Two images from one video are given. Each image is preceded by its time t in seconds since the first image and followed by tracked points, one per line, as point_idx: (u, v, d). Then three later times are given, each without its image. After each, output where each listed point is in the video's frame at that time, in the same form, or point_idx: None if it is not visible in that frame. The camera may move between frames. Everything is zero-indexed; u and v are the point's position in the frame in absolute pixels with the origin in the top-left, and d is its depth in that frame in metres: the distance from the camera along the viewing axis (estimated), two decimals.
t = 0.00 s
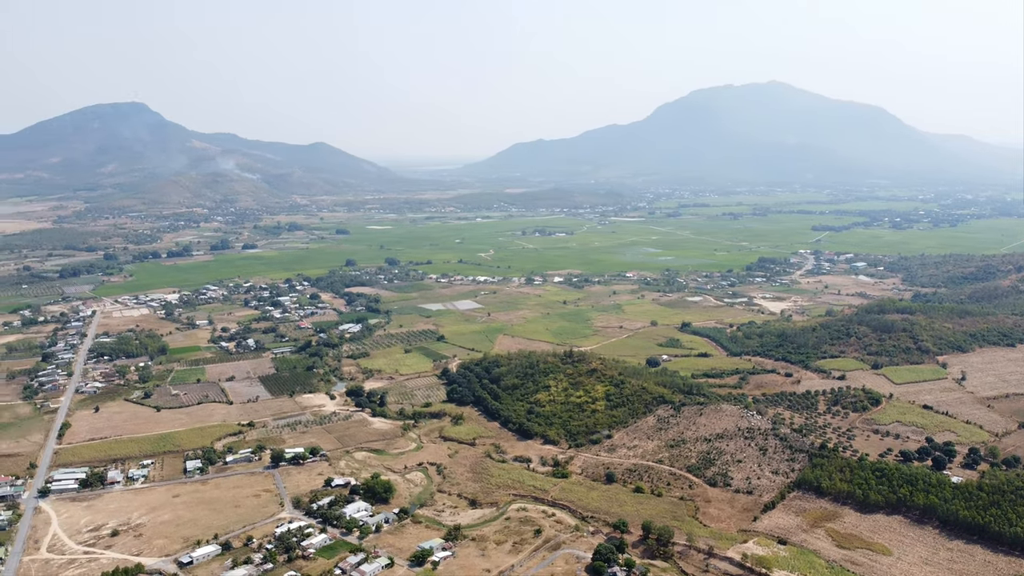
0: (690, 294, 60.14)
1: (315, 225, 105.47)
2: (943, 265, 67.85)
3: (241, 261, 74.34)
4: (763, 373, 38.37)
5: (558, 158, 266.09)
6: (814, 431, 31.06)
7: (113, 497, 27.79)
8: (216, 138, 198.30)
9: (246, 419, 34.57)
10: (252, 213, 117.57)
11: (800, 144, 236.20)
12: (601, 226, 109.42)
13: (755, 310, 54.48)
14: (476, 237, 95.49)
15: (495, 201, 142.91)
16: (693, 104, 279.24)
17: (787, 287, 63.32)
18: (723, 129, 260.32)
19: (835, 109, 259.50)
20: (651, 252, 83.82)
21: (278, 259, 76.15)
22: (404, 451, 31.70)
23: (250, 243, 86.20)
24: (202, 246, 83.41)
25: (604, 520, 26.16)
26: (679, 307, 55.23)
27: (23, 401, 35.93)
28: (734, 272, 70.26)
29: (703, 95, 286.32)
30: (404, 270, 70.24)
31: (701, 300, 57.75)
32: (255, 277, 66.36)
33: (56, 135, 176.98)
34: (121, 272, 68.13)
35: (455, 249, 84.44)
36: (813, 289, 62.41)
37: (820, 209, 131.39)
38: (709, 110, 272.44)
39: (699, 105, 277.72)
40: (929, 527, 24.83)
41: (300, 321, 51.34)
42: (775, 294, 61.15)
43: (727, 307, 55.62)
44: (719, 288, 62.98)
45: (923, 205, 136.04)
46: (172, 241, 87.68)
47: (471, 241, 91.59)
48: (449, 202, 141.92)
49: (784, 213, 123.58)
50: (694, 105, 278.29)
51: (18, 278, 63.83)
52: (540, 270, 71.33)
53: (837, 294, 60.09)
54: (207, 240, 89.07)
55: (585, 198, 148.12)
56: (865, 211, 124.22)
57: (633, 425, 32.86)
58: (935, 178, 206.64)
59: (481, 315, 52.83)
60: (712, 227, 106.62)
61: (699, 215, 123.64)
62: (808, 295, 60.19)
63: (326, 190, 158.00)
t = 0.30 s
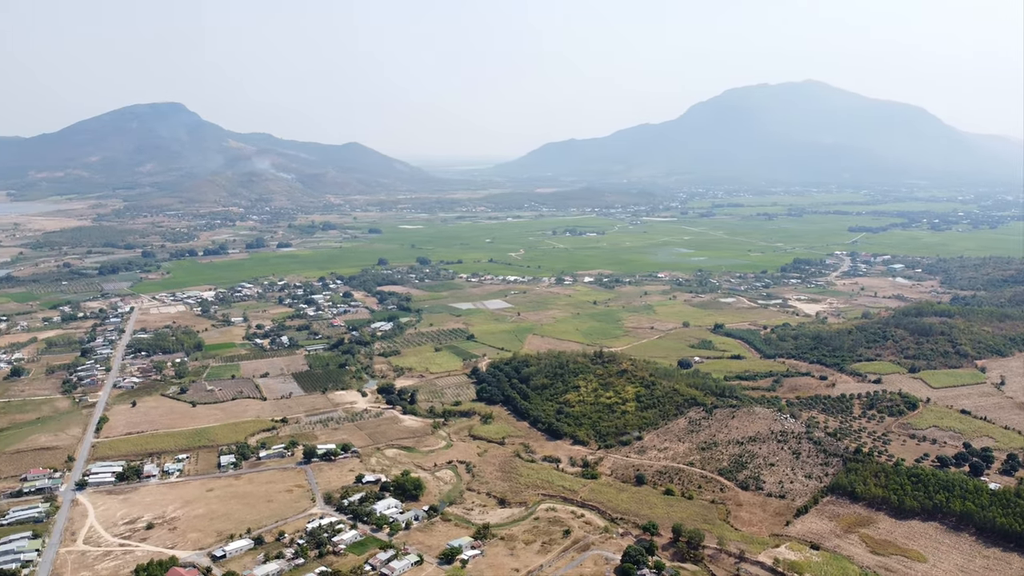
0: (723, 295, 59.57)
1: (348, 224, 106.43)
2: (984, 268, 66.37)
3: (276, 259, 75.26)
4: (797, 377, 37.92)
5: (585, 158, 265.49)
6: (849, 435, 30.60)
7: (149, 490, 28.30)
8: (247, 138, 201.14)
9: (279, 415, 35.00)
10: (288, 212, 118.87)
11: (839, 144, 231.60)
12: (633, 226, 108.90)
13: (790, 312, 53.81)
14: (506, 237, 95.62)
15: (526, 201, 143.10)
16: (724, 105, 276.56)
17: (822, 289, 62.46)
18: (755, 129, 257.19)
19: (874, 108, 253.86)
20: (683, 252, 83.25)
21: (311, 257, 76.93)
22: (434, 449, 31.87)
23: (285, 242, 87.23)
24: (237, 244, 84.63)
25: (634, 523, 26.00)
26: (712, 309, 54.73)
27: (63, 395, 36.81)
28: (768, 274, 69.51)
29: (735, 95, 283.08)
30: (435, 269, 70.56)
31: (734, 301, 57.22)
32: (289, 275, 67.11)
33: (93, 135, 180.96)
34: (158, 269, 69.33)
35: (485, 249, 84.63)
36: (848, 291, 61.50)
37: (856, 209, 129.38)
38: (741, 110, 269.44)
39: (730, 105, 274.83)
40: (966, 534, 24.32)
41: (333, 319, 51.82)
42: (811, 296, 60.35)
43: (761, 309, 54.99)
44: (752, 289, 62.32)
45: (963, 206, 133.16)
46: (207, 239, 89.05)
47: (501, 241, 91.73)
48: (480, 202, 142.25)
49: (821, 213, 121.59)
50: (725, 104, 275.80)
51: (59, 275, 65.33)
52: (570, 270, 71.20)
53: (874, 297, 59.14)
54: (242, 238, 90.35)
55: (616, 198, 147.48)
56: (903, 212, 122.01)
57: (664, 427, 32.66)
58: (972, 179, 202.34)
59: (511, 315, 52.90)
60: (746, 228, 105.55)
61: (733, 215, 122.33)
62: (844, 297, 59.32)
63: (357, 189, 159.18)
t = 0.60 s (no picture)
0: (756, 297, 58.97)
1: (380, 224, 107.32)
2: None
3: (309, 258, 76.15)
4: (832, 380, 37.43)
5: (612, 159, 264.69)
6: (884, 440, 30.12)
7: (184, 484, 28.81)
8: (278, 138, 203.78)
9: (312, 412, 35.43)
10: (323, 211, 120.02)
11: (878, 144, 227.47)
12: (665, 226, 108.27)
13: (825, 314, 53.10)
14: (536, 236, 95.71)
15: (558, 201, 143.16)
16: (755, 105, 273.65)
17: (858, 291, 61.53)
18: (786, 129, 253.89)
19: (912, 108, 248.55)
20: (716, 253, 82.56)
21: (344, 256, 77.68)
22: (463, 447, 32.01)
23: (318, 241, 88.23)
24: (271, 243, 85.79)
25: (664, 525, 25.85)
26: (745, 310, 54.19)
27: (101, 390, 37.64)
28: (803, 275, 68.66)
29: (766, 95, 279.76)
30: (465, 269, 70.81)
31: (768, 303, 56.62)
32: (322, 274, 67.83)
33: (128, 136, 184.66)
34: (194, 267, 70.52)
35: (515, 249, 84.79)
36: (885, 293, 60.51)
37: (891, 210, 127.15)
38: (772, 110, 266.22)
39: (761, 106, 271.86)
40: (1004, 542, 23.77)
41: (365, 317, 52.30)
42: (846, 298, 59.47)
43: (795, 311, 54.33)
44: (786, 291, 61.61)
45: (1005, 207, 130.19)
46: (243, 238, 90.34)
47: (531, 241, 91.82)
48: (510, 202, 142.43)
49: (857, 215, 119.67)
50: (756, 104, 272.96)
51: (98, 272, 66.76)
52: (600, 270, 71.00)
53: (911, 299, 58.09)
54: (277, 237, 91.65)
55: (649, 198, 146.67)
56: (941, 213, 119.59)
57: (695, 429, 32.44)
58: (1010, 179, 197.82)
59: (541, 315, 52.91)
60: (780, 229, 104.36)
61: (767, 215, 120.94)
62: (880, 299, 58.38)
63: (391, 190, 160.06)
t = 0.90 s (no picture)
0: (790, 299, 58.22)
1: (411, 223, 108.09)
2: None
3: (342, 257, 76.95)
4: (867, 384, 36.83)
5: (641, 159, 263.49)
6: (920, 445, 29.54)
7: (218, 478, 29.31)
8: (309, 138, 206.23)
9: (343, 409, 35.78)
10: (354, 211, 121.26)
11: (915, 144, 223.07)
12: (697, 226, 107.40)
13: (860, 317, 52.25)
14: (567, 236, 95.63)
15: (588, 200, 142.89)
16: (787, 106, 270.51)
17: (895, 293, 60.40)
18: (818, 129, 250.22)
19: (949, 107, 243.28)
20: (750, 254, 81.67)
21: (377, 255, 78.33)
22: (492, 447, 32.10)
23: (350, 240, 89.10)
24: (305, 242, 86.88)
25: (694, 528, 25.62)
26: (779, 312, 53.53)
27: (138, 385, 38.42)
28: (839, 277, 67.59)
29: (798, 94, 276.06)
30: (496, 268, 70.97)
31: (803, 305, 55.88)
32: (355, 272, 68.47)
33: (163, 136, 188.29)
34: (230, 265, 71.66)
35: (546, 249, 84.81)
36: (923, 296, 59.31)
37: (929, 211, 124.58)
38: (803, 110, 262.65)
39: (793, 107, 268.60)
40: None
41: (396, 316, 52.70)
42: (883, 301, 58.44)
43: (830, 313, 53.50)
44: (821, 293, 60.72)
45: None
46: (277, 237, 91.58)
47: (562, 241, 91.76)
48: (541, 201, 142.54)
49: (893, 216, 117.51)
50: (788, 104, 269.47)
51: (137, 269, 68.17)
52: (632, 270, 70.65)
53: (950, 302, 56.86)
54: (310, 236, 92.78)
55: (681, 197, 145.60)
56: (981, 215, 116.84)
57: (727, 432, 32.13)
58: None
59: (571, 315, 52.82)
60: (815, 229, 102.91)
61: (802, 216, 119.23)
62: (918, 302, 57.24)
63: (423, 189, 160.74)
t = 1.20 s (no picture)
0: (825, 301, 57.35)
1: (443, 223, 108.63)
2: None
3: (374, 256, 77.63)
4: (903, 388, 36.13)
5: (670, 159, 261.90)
6: (958, 451, 28.88)
7: (251, 473, 29.76)
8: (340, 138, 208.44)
9: (374, 406, 36.09)
10: (385, 210, 122.34)
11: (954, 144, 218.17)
12: (730, 227, 106.40)
13: (898, 319, 51.28)
14: (598, 236, 95.37)
15: (619, 200, 142.42)
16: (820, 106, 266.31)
17: (933, 296, 59.16)
18: (853, 129, 245.99)
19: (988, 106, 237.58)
20: (785, 255, 80.66)
21: (408, 255, 78.85)
22: (522, 446, 32.13)
23: (382, 239, 89.89)
24: (338, 241, 87.85)
25: (725, 532, 25.36)
26: (814, 314, 52.78)
27: (174, 381, 39.21)
28: (875, 279, 66.41)
29: (832, 93, 271.58)
30: (526, 268, 71.02)
31: (838, 307, 55.02)
32: (387, 272, 69.02)
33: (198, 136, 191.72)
34: (265, 263, 72.74)
35: (576, 249, 84.66)
36: (962, 299, 58.01)
37: (968, 213, 121.79)
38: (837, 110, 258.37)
39: (826, 106, 264.46)
40: None
41: (427, 315, 53.00)
42: (921, 303, 57.27)
43: (867, 316, 52.60)
44: (857, 295, 59.70)
45: None
46: (312, 236, 92.70)
47: (593, 241, 91.55)
48: (571, 201, 142.39)
49: (931, 217, 115.08)
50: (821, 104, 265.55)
51: (173, 267, 69.54)
52: (663, 271, 70.18)
53: (990, 306, 55.51)
54: (342, 235, 93.78)
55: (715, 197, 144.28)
56: None
57: (760, 436, 31.77)
58: None
59: (601, 315, 52.63)
60: (851, 231, 101.24)
61: (837, 217, 117.28)
62: (957, 305, 56.00)
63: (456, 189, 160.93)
